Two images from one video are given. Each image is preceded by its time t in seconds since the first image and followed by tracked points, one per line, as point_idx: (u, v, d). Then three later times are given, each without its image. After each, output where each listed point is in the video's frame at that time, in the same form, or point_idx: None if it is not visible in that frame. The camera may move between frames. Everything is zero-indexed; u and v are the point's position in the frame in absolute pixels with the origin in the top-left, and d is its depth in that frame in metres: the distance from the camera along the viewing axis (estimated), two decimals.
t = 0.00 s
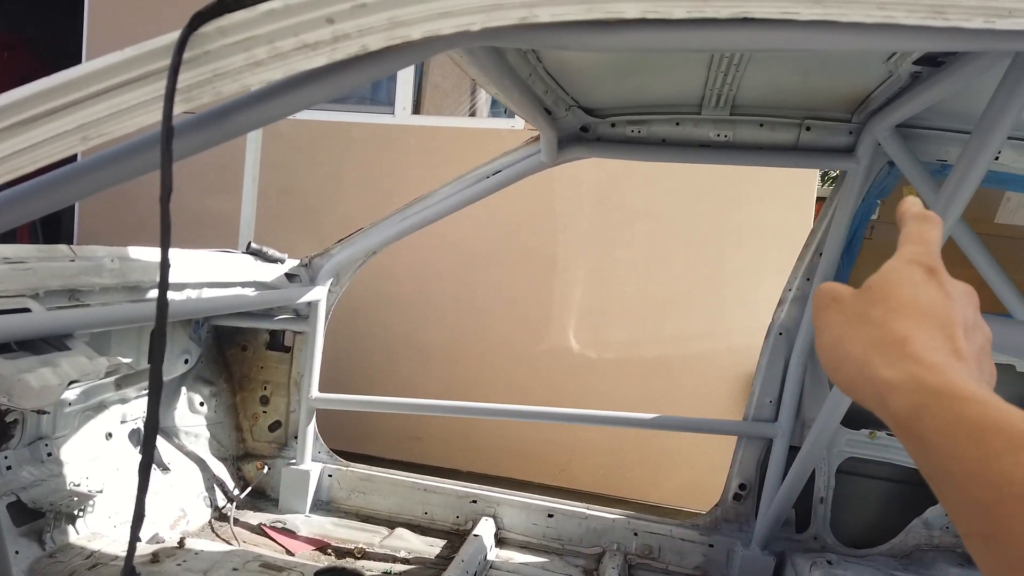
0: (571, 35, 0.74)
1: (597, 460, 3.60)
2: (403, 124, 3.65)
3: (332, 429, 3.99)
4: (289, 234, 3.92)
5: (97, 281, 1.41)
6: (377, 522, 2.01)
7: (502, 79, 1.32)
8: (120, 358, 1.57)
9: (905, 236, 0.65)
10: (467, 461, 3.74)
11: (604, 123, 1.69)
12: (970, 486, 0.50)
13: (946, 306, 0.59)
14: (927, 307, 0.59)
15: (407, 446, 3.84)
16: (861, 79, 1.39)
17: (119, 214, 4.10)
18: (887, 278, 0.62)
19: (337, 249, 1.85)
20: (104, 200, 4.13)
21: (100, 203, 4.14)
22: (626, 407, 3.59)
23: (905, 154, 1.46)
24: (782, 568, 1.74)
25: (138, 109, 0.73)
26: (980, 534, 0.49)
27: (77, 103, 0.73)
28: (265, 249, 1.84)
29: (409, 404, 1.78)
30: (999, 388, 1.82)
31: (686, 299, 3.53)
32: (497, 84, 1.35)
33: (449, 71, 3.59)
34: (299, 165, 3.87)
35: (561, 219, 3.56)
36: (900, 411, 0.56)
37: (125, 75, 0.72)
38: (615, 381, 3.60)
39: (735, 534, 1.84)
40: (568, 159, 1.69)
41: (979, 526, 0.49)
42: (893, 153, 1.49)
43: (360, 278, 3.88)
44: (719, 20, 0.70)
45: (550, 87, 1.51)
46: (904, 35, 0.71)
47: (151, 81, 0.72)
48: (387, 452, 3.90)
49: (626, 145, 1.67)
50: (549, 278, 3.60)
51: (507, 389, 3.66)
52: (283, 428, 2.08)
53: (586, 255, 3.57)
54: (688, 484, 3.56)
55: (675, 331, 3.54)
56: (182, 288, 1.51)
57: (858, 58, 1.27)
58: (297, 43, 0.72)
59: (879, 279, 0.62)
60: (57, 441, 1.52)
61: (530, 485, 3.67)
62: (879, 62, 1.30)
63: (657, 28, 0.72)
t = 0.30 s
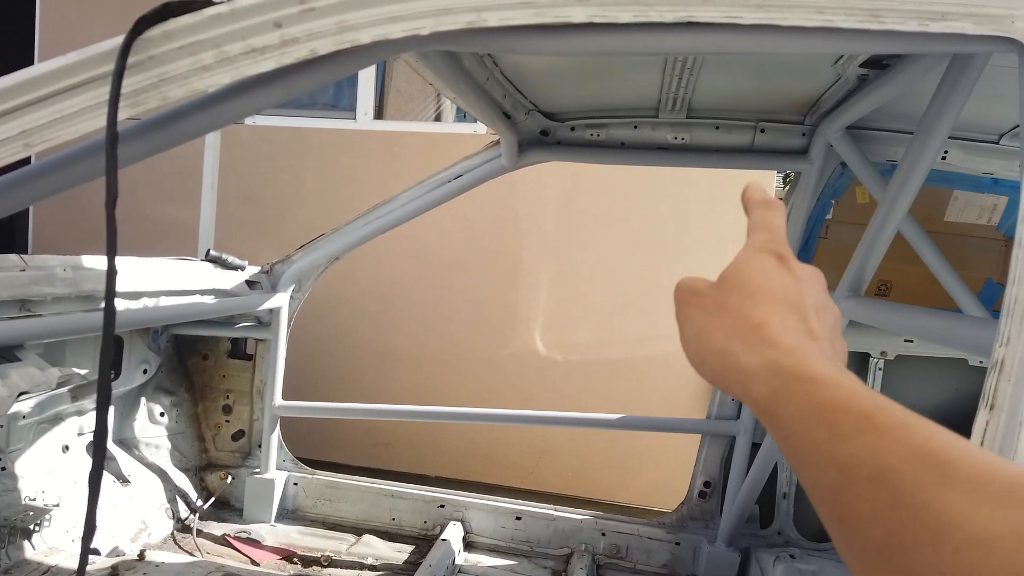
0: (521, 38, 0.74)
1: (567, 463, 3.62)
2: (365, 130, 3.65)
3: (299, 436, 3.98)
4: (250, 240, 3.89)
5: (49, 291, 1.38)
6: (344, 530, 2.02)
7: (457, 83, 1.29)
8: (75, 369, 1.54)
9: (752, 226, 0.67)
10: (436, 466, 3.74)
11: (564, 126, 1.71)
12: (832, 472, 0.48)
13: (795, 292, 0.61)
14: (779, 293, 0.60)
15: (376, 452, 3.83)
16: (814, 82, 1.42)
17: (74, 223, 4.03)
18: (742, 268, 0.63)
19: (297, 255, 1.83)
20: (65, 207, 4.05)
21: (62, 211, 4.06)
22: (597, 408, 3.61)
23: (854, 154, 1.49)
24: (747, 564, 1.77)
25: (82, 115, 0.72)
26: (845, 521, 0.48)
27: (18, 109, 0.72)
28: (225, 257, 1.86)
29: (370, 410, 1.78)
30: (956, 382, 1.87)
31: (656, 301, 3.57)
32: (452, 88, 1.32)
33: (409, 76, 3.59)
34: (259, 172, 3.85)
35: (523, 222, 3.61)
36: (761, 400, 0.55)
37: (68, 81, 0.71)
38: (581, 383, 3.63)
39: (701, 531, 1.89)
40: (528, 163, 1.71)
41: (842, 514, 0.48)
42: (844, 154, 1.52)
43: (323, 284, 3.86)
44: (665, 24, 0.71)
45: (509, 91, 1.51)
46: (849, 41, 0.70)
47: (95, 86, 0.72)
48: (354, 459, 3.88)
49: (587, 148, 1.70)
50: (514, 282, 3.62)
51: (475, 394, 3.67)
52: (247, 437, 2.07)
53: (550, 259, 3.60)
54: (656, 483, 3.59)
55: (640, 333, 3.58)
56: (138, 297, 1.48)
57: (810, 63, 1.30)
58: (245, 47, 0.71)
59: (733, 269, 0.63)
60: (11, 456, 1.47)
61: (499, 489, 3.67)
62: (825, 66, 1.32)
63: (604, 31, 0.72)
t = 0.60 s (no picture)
0: (495, 34, 0.73)
1: (557, 460, 3.62)
2: (346, 129, 3.65)
3: (285, 439, 3.96)
4: (232, 241, 3.85)
5: (26, 295, 1.36)
6: (332, 531, 2.02)
7: (437, 81, 1.28)
8: (53, 374, 1.52)
9: (481, 193, 0.64)
10: (424, 465, 3.73)
11: (545, 123, 1.70)
12: (597, 460, 0.41)
13: (538, 252, 0.57)
14: (520, 257, 0.56)
15: (362, 453, 3.82)
16: (793, 76, 1.42)
17: (55, 227, 3.99)
18: (481, 237, 0.58)
19: (279, 255, 1.83)
20: (46, 211, 4.01)
21: (42, 215, 4.01)
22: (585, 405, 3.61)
23: (832, 146, 1.50)
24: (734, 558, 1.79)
25: (50, 116, 0.71)
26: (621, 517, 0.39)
27: None
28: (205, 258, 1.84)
29: (355, 410, 1.78)
30: (939, 373, 1.89)
31: (642, 297, 3.58)
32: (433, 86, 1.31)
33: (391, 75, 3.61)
34: (240, 173, 3.83)
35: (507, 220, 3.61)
36: (526, 380, 0.48)
37: (35, 82, 0.70)
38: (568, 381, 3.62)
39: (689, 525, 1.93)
40: (509, 161, 1.71)
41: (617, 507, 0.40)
42: (823, 147, 1.52)
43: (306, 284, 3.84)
44: (639, 19, 0.70)
45: (489, 89, 1.50)
46: (823, 35, 0.70)
47: (63, 88, 0.70)
48: (341, 460, 3.86)
49: (568, 144, 1.70)
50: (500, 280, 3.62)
51: (460, 392, 3.65)
52: (231, 439, 2.07)
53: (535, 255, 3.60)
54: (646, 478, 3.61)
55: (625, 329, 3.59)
56: (117, 300, 1.47)
57: (788, 58, 1.31)
58: (216, 46, 0.70)
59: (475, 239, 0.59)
60: None
61: (487, 488, 3.66)
62: (803, 59, 1.32)
63: (577, 27, 0.71)
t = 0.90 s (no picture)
0: (496, 34, 0.73)
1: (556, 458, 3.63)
2: (345, 129, 3.64)
3: (284, 438, 3.96)
4: (230, 241, 3.85)
5: (26, 296, 1.36)
6: (333, 530, 2.03)
7: (439, 80, 1.28)
8: (55, 375, 1.53)
9: (304, 253, 0.74)
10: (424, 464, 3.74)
11: (544, 122, 1.70)
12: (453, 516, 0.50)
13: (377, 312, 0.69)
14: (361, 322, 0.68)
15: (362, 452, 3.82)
16: (793, 74, 1.42)
17: (53, 228, 3.99)
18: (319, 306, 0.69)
19: (279, 255, 1.84)
20: (43, 211, 4.00)
21: (40, 214, 4.00)
22: (585, 404, 3.61)
23: (832, 144, 1.50)
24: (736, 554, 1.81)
25: (55, 116, 0.71)
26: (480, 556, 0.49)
27: None
28: (205, 258, 1.87)
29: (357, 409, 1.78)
30: (939, 370, 1.89)
31: (642, 296, 3.58)
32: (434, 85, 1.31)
33: (389, 73, 3.60)
34: (238, 173, 3.82)
35: (506, 219, 3.61)
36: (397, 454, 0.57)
37: (40, 81, 0.70)
38: (568, 380, 3.63)
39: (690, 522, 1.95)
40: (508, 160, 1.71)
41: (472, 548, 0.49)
42: (824, 145, 1.52)
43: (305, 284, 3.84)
44: (640, 18, 0.71)
45: (489, 88, 1.51)
46: (826, 33, 0.70)
47: (68, 87, 0.70)
48: (341, 460, 3.86)
49: (567, 143, 1.70)
50: (499, 279, 3.62)
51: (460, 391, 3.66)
52: (232, 439, 2.08)
53: (534, 253, 3.60)
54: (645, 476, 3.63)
55: (624, 327, 3.59)
56: (118, 300, 1.46)
57: (788, 56, 1.31)
58: (218, 46, 0.70)
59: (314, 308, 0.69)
60: None
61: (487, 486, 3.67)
62: (803, 57, 1.32)
63: (579, 26, 0.71)
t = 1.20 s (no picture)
0: (506, 34, 0.73)
1: (558, 458, 3.64)
2: (348, 129, 3.64)
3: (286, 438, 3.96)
4: (233, 241, 3.86)
5: (33, 296, 1.36)
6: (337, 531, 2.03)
7: (446, 81, 1.28)
8: (62, 375, 1.53)
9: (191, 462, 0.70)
10: (426, 465, 3.74)
11: (549, 122, 1.70)
12: None
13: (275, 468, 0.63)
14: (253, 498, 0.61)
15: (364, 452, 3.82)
16: (799, 74, 1.42)
17: (56, 228, 3.99)
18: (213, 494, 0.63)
19: (283, 255, 1.85)
20: (46, 211, 4.00)
21: (42, 215, 4.00)
22: (586, 403, 3.61)
23: (837, 145, 1.50)
24: (739, 554, 1.81)
25: (67, 116, 0.71)
26: None
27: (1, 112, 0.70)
28: (210, 258, 1.87)
29: (361, 408, 1.78)
30: (943, 370, 1.89)
31: (644, 296, 3.58)
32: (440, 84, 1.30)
33: (391, 73, 3.60)
34: (241, 173, 3.82)
35: (508, 219, 3.61)
36: None
37: (52, 82, 0.70)
38: (570, 380, 3.63)
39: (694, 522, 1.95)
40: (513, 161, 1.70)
41: None
42: (829, 145, 1.53)
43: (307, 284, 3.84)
44: (651, 19, 0.70)
45: (495, 88, 1.51)
46: (836, 35, 0.70)
47: (80, 88, 0.71)
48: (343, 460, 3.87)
49: (571, 143, 1.69)
50: (501, 279, 3.63)
51: (462, 392, 3.67)
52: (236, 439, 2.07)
53: (537, 254, 3.61)
54: (648, 476, 3.63)
55: (626, 327, 3.60)
56: (124, 300, 1.47)
57: (795, 56, 1.31)
58: (231, 46, 0.71)
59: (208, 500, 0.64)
60: None
61: (490, 486, 3.67)
62: (809, 58, 1.32)
63: (589, 26, 0.71)
